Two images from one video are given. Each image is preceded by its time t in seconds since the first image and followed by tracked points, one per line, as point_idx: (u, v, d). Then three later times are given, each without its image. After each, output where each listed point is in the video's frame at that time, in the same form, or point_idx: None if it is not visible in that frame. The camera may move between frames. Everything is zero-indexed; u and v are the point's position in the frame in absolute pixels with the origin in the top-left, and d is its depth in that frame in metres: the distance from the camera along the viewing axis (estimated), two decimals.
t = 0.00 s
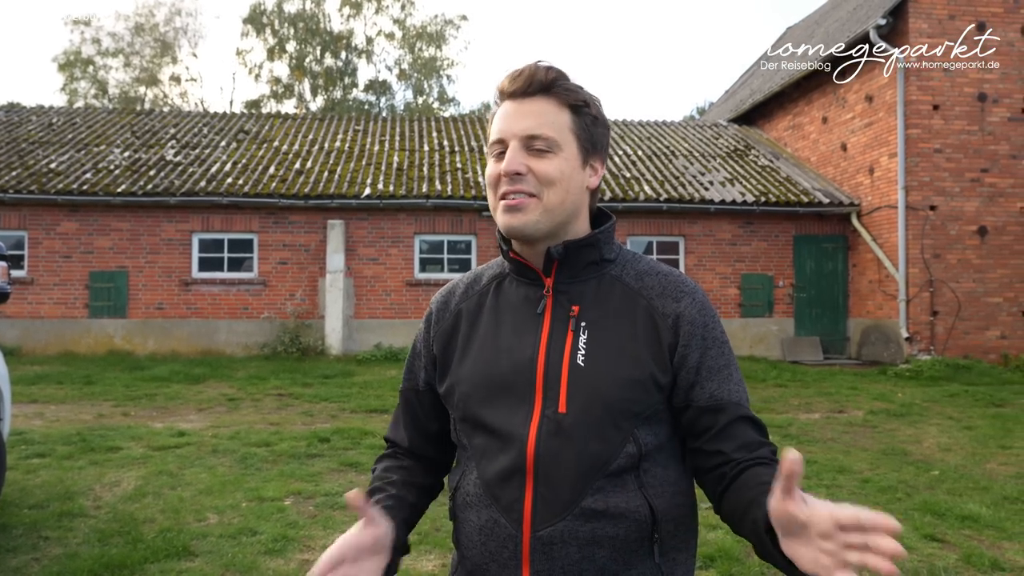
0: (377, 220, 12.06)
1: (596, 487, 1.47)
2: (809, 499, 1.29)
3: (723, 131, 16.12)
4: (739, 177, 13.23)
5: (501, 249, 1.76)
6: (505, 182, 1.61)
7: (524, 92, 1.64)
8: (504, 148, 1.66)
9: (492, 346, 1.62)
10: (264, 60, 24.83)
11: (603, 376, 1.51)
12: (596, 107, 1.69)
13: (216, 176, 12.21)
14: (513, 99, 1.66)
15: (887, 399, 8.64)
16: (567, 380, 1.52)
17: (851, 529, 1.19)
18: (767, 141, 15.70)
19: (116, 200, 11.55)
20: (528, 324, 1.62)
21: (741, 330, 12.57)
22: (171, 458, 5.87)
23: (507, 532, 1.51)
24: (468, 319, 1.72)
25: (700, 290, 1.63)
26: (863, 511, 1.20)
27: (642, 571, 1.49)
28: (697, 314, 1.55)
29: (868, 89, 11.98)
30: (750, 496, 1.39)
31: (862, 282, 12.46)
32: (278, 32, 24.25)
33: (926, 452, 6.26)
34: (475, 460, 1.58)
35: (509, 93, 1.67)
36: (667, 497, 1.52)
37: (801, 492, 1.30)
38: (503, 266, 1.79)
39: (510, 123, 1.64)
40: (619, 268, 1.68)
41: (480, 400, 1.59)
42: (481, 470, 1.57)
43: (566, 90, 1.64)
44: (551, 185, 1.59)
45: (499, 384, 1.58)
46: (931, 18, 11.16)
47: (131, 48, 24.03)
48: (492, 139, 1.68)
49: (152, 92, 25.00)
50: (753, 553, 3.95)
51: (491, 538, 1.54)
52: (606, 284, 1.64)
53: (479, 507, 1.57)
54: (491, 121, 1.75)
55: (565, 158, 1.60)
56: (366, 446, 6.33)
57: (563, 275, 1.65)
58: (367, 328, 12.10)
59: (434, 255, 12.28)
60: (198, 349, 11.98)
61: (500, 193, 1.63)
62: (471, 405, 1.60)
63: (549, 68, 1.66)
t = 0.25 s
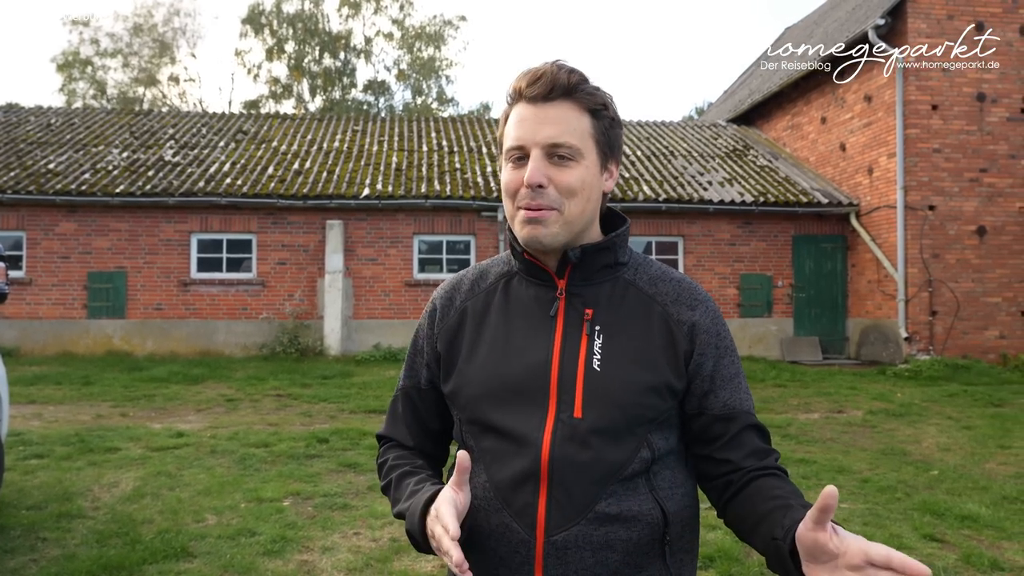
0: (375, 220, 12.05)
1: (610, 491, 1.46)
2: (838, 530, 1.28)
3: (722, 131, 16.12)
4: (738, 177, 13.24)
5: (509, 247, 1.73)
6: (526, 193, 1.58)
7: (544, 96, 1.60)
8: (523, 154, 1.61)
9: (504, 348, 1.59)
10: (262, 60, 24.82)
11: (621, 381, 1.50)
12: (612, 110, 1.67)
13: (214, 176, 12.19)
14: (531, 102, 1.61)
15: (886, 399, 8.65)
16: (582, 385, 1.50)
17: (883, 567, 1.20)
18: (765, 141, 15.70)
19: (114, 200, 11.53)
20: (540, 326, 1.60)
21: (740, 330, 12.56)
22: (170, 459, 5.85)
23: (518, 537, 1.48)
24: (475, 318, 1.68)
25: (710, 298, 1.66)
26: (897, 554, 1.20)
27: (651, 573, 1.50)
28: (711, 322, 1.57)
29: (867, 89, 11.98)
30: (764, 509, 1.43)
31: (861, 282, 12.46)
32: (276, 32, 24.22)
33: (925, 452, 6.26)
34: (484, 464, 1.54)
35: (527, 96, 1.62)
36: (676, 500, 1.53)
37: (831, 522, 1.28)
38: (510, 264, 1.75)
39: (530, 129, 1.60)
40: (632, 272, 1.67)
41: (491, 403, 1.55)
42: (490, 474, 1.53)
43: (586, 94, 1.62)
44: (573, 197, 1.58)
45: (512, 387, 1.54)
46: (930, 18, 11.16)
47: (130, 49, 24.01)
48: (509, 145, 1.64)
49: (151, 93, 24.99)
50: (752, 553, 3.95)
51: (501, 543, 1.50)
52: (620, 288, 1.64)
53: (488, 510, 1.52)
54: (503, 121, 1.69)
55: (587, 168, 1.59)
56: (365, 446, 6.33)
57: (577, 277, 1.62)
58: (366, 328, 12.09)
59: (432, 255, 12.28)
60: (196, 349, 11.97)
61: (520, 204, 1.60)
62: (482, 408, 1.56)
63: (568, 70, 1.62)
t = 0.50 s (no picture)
0: (374, 220, 12.05)
1: (614, 492, 1.46)
2: (843, 528, 1.28)
3: (720, 131, 16.12)
4: (737, 177, 13.23)
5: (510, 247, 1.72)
6: (528, 193, 1.57)
7: (545, 96, 1.59)
8: (525, 155, 1.61)
9: (506, 348, 1.58)
10: (261, 60, 24.81)
11: (625, 382, 1.49)
12: (614, 109, 1.67)
13: (213, 177, 12.18)
14: (533, 101, 1.61)
15: (886, 399, 8.64)
16: (586, 385, 1.50)
17: (890, 564, 1.19)
18: (764, 141, 15.70)
19: (113, 201, 11.52)
20: (543, 327, 1.59)
21: (739, 330, 12.56)
22: (169, 460, 5.84)
23: (522, 538, 1.47)
24: (476, 319, 1.67)
25: (712, 297, 1.65)
26: (904, 550, 1.19)
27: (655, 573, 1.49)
28: (715, 322, 1.57)
29: (865, 89, 11.98)
30: (767, 509, 1.42)
31: (860, 281, 12.47)
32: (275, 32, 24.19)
33: (924, 452, 6.26)
34: (487, 465, 1.54)
35: (528, 96, 1.61)
36: (680, 500, 1.53)
37: (836, 520, 1.28)
38: (510, 265, 1.74)
39: (532, 130, 1.59)
40: (634, 272, 1.67)
41: (493, 404, 1.54)
42: (494, 475, 1.52)
43: (588, 93, 1.61)
44: (576, 197, 1.57)
45: (514, 388, 1.53)
46: (928, 18, 11.17)
47: (128, 49, 23.99)
48: (510, 145, 1.63)
49: (150, 93, 24.98)
50: (752, 554, 3.94)
51: (504, 544, 1.49)
52: (622, 288, 1.63)
53: (490, 512, 1.51)
54: (504, 121, 1.69)
55: (590, 167, 1.58)
56: (364, 447, 6.32)
57: (579, 277, 1.62)
58: (365, 329, 12.08)
59: (431, 256, 12.27)
60: (195, 350, 11.96)
61: (522, 204, 1.59)
62: (484, 410, 1.55)
63: (570, 69, 1.61)
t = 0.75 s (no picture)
0: (373, 220, 12.04)
1: (611, 490, 1.46)
2: (836, 524, 1.28)
3: (719, 131, 16.13)
4: (736, 177, 13.24)
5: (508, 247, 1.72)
6: (525, 193, 1.57)
7: (541, 96, 1.59)
8: (521, 154, 1.61)
9: (503, 346, 1.58)
10: (259, 60, 24.79)
11: (622, 379, 1.49)
12: (611, 107, 1.66)
13: (211, 177, 12.16)
14: (529, 101, 1.61)
15: (884, 399, 8.65)
16: (583, 384, 1.50)
17: (880, 561, 1.19)
18: (762, 141, 15.71)
19: (111, 201, 11.51)
20: (541, 325, 1.59)
21: (738, 329, 12.57)
22: (167, 460, 5.84)
23: (519, 536, 1.47)
24: (474, 318, 1.67)
25: (710, 296, 1.65)
26: (894, 548, 1.19)
27: (652, 572, 1.49)
28: (712, 320, 1.57)
29: (864, 89, 11.99)
30: (764, 508, 1.42)
31: (859, 281, 12.48)
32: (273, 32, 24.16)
33: (922, 452, 6.27)
34: (484, 463, 1.54)
35: (524, 96, 1.61)
36: (677, 499, 1.53)
37: (829, 517, 1.28)
38: (508, 264, 1.74)
39: (528, 130, 1.59)
40: (631, 271, 1.67)
41: (491, 403, 1.54)
42: (491, 473, 1.52)
43: (584, 93, 1.61)
44: (573, 197, 1.57)
45: (511, 387, 1.53)
46: (926, 18, 11.19)
47: (127, 49, 23.96)
48: (506, 145, 1.63)
49: (148, 93, 24.95)
50: (751, 554, 3.95)
51: (502, 542, 1.49)
52: (620, 287, 1.63)
53: (488, 510, 1.51)
54: (501, 122, 1.69)
55: (586, 167, 1.58)
56: (363, 447, 6.31)
57: (577, 276, 1.62)
58: (363, 328, 12.08)
59: (430, 255, 12.27)
60: (194, 350, 11.95)
61: (518, 204, 1.59)
62: (482, 409, 1.55)
63: (566, 69, 1.61)
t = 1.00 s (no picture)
0: (370, 219, 12.04)
1: (606, 487, 1.46)
2: (825, 521, 1.29)
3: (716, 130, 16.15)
4: (733, 176, 13.26)
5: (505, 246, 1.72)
6: (518, 193, 1.58)
7: (534, 97, 1.59)
8: (514, 156, 1.61)
9: (499, 344, 1.59)
10: (256, 58, 24.75)
11: (615, 377, 1.50)
12: (606, 105, 1.66)
13: (209, 175, 12.15)
14: (523, 102, 1.61)
15: (881, 397, 8.67)
16: (578, 381, 1.51)
17: (869, 557, 1.21)
18: (760, 139, 15.72)
19: (108, 199, 11.49)
20: (536, 323, 1.60)
21: (735, 328, 12.59)
22: (165, 458, 5.84)
23: (515, 532, 1.47)
24: (471, 317, 1.67)
25: (705, 292, 1.66)
26: (883, 544, 1.21)
27: (647, 568, 1.49)
28: (707, 317, 1.58)
29: (861, 87, 12.02)
30: (757, 506, 1.43)
31: (855, 280, 12.50)
32: (270, 30, 24.11)
33: (919, 449, 6.29)
34: (480, 460, 1.54)
35: (518, 96, 1.62)
36: (672, 495, 1.53)
37: (819, 513, 1.29)
38: (505, 262, 1.75)
39: (521, 131, 1.59)
40: (627, 268, 1.67)
41: (486, 400, 1.55)
42: (487, 470, 1.52)
43: (578, 93, 1.61)
44: (566, 197, 1.58)
45: (507, 384, 1.54)
46: (923, 17, 11.20)
47: (123, 47, 23.91)
48: (501, 145, 1.64)
49: (145, 91, 24.90)
50: (747, 551, 3.96)
51: (498, 538, 1.49)
52: (615, 286, 1.63)
53: (485, 506, 1.52)
54: (496, 122, 1.70)
55: (579, 166, 1.59)
56: (361, 445, 6.32)
57: (572, 274, 1.63)
58: (361, 327, 12.08)
59: (427, 254, 12.27)
60: (191, 349, 11.93)
61: (512, 205, 1.61)
62: (477, 406, 1.56)
63: (559, 69, 1.62)
